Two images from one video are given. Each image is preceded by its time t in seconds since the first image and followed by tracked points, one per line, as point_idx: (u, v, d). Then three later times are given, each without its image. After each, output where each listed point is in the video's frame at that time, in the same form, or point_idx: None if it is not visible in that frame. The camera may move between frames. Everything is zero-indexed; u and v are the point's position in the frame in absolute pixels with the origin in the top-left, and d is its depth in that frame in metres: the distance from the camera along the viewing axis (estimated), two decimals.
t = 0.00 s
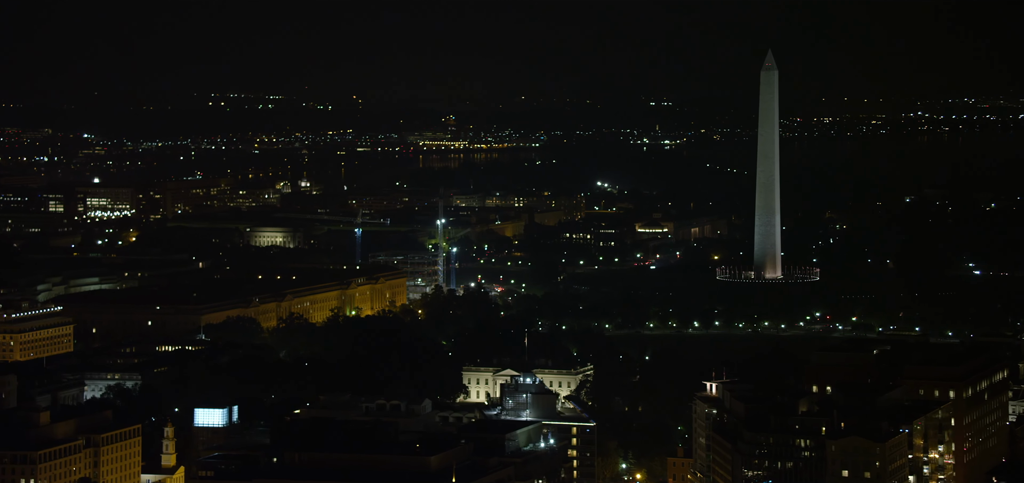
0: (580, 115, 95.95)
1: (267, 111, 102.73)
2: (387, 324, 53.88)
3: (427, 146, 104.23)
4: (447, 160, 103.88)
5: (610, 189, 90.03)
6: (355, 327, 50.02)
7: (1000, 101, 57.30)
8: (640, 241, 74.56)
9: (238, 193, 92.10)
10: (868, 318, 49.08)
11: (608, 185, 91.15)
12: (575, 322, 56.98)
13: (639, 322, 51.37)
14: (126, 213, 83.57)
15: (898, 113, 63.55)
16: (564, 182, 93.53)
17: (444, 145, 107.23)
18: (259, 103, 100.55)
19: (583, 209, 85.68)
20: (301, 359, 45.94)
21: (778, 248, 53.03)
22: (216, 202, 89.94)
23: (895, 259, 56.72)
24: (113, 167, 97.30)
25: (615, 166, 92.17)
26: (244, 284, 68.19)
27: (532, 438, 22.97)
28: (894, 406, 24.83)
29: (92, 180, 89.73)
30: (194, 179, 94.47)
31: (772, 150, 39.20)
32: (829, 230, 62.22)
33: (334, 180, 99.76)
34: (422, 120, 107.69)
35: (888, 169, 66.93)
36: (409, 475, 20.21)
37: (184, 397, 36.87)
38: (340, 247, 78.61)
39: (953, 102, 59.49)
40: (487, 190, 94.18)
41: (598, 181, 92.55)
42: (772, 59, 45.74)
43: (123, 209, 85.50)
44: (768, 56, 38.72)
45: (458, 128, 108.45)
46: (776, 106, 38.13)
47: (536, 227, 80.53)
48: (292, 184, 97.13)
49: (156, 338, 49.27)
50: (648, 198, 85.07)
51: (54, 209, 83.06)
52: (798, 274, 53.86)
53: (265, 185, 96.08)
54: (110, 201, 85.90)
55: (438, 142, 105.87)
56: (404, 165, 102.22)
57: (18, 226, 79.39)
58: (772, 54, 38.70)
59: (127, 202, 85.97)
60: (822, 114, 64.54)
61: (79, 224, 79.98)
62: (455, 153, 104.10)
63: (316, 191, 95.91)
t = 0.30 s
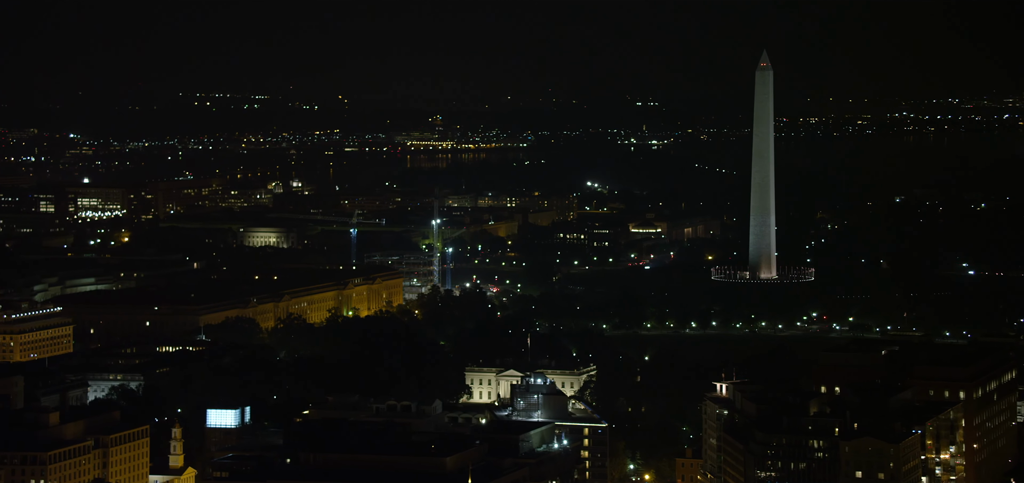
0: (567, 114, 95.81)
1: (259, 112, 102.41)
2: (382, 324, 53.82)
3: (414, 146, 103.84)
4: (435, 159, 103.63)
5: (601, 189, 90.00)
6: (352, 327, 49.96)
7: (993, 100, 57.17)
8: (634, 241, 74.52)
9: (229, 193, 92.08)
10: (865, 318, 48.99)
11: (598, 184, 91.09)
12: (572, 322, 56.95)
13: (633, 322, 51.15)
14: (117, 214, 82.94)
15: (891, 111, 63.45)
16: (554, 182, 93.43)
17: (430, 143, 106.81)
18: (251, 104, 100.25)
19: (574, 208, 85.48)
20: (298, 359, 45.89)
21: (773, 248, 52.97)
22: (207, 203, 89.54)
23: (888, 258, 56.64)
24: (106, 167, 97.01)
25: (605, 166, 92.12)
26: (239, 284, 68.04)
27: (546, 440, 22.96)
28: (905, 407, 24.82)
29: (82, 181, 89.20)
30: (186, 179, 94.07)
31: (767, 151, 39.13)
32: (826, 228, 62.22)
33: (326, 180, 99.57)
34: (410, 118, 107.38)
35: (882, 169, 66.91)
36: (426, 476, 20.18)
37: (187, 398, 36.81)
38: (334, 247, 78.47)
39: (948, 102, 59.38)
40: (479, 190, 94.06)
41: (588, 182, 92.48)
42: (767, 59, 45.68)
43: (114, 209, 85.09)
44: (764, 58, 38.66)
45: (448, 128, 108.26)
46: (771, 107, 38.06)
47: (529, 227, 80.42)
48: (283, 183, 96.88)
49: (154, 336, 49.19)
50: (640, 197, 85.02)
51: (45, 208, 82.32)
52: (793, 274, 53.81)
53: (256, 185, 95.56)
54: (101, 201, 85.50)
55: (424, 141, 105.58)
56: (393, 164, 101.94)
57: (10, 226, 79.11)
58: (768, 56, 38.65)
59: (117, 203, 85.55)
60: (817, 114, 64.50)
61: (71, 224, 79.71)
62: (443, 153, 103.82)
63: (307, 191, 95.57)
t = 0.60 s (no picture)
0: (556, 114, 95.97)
1: (251, 111, 102.28)
2: (378, 324, 53.80)
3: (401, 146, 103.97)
4: (422, 160, 103.76)
5: (591, 189, 90.03)
6: (352, 328, 49.91)
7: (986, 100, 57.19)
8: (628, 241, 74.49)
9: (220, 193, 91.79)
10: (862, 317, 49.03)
11: (589, 185, 91.04)
12: (569, 322, 56.93)
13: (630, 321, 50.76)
14: (108, 214, 82.72)
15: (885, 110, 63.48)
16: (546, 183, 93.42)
17: (416, 143, 109.31)
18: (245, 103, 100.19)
19: (566, 209, 85.60)
20: (296, 359, 45.86)
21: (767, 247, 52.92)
22: (199, 202, 89.44)
23: (880, 258, 56.51)
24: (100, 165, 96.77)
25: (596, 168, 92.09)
26: (236, 284, 67.94)
27: (560, 440, 22.97)
28: (917, 406, 24.82)
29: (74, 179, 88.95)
30: (177, 179, 93.57)
31: (762, 150, 39.05)
32: (824, 227, 62.24)
33: (318, 180, 99.36)
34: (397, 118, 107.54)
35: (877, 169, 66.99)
36: (444, 475, 20.19)
37: (190, 399, 36.78)
38: (329, 248, 78.41)
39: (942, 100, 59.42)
40: (471, 190, 93.95)
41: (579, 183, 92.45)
42: (759, 59, 45.56)
43: (104, 209, 84.56)
44: (758, 56, 38.53)
45: (431, 128, 110.10)
46: (765, 106, 37.96)
47: (523, 227, 80.30)
48: (274, 183, 96.63)
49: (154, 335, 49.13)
50: (632, 199, 85.04)
51: (35, 207, 82.02)
52: (788, 272, 53.76)
53: (247, 185, 95.06)
54: (91, 201, 84.86)
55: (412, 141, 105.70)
56: (382, 164, 101.96)
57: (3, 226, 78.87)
58: (762, 55, 38.52)
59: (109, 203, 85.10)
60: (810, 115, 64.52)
61: (63, 223, 79.42)
62: (430, 153, 103.93)
63: (298, 191, 95.19)
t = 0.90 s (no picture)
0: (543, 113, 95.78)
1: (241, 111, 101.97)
2: (374, 323, 53.70)
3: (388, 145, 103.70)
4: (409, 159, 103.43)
5: (580, 189, 89.91)
6: (349, 328, 49.79)
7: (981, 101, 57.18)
8: (621, 241, 74.41)
9: (211, 193, 91.55)
10: (860, 318, 48.94)
11: (578, 184, 90.91)
12: (567, 321, 56.85)
13: (627, 321, 50.67)
14: (98, 214, 82.39)
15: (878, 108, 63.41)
16: (535, 183, 93.28)
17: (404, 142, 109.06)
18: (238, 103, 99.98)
19: (556, 209, 85.36)
20: (294, 359, 45.79)
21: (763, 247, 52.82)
22: (190, 202, 89.17)
23: (873, 258, 56.36)
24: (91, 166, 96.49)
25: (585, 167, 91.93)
26: (232, 285, 67.77)
27: (576, 440, 22.95)
28: (930, 406, 24.81)
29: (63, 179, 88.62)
30: (168, 179, 93.30)
31: (758, 149, 38.95)
32: (821, 225, 62.22)
33: (309, 180, 99.12)
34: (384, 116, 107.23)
35: (873, 169, 66.89)
36: (462, 477, 20.16)
37: (193, 401, 36.69)
38: (321, 247, 78.26)
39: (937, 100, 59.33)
40: (461, 189, 93.78)
41: (568, 182, 92.29)
42: (755, 58, 45.46)
43: (93, 209, 84.26)
44: (753, 56, 38.40)
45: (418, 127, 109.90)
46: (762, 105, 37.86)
47: (515, 227, 80.16)
48: (265, 183, 96.35)
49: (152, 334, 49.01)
50: (622, 197, 84.92)
51: (24, 207, 81.65)
52: (783, 272, 53.69)
53: (238, 185, 94.82)
54: (81, 201, 84.55)
55: (398, 140, 105.36)
56: (368, 164, 101.62)
57: None
58: (757, 55, 38.38)
59: (98, 202, 84.82)
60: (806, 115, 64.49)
61: (53, 223, 79.13)
62: (417, 152, 103.61)
63: (289, 191, 94.95)
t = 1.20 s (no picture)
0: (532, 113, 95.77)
1: (233, 111, 101.85)
2: (370, 323, 53.67)
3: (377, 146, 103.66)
4: (397, 161, 103.40)
5: (571, 189, 89.89)
6: (347, 328, 49.73)
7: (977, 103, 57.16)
8: (616, 241, 74.39)
9: (204, 193, 91.39)
10: (860, 317, 48.94)
11: (569, 184, 90.89)
12: (564, 321, 56.82)
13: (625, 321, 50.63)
14: (90, 214, 82.20)
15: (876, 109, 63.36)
16: (526, 183, 93.21)
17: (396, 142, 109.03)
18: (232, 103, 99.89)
19: (549, 209, 85.30)
20: (293, 359, 45.76)
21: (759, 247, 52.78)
22: (182, 202, 89.01)
23: (871, 258, 56.31)
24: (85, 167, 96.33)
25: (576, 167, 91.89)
26: (228, 285, 67.66)
27: (590, 441, 22.97)
28: (941, 406, 24.80)
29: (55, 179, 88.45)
30: (161, 179, 93.14)
31: (753, 149, 38.86)
32: (819, 225, 62.22)
33: (302, 180, 98.99)
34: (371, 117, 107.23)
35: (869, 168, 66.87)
36: (477, 477, 20.17)
37: (197, 401, 36.66)
38: (315, 247, 78.19)
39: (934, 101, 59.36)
40: (453, 189, 93.70)
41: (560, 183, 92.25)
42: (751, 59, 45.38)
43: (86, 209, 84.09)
44: (748, 54, 38.24)
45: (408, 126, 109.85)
46: (757, 103, 37.80)
47: (509, 227, 80.10)
48: (257, 184, 96.24)
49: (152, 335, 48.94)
50: (613, 197, 84.85)
51: (16, 208, 81.54)
52: (779, 272, 53.68)
53: (231, 185, 94.66)
54: (73, 201, 84.36)
55: (387, 141, 105.36)
56: (358, 165, 101.56)
57: None
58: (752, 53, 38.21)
59: (89, 202, 84.62)
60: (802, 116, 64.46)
61: (47, 224, 78.96)
62: (406, 153, 103.58)
63: (281, 191, 94.77)
